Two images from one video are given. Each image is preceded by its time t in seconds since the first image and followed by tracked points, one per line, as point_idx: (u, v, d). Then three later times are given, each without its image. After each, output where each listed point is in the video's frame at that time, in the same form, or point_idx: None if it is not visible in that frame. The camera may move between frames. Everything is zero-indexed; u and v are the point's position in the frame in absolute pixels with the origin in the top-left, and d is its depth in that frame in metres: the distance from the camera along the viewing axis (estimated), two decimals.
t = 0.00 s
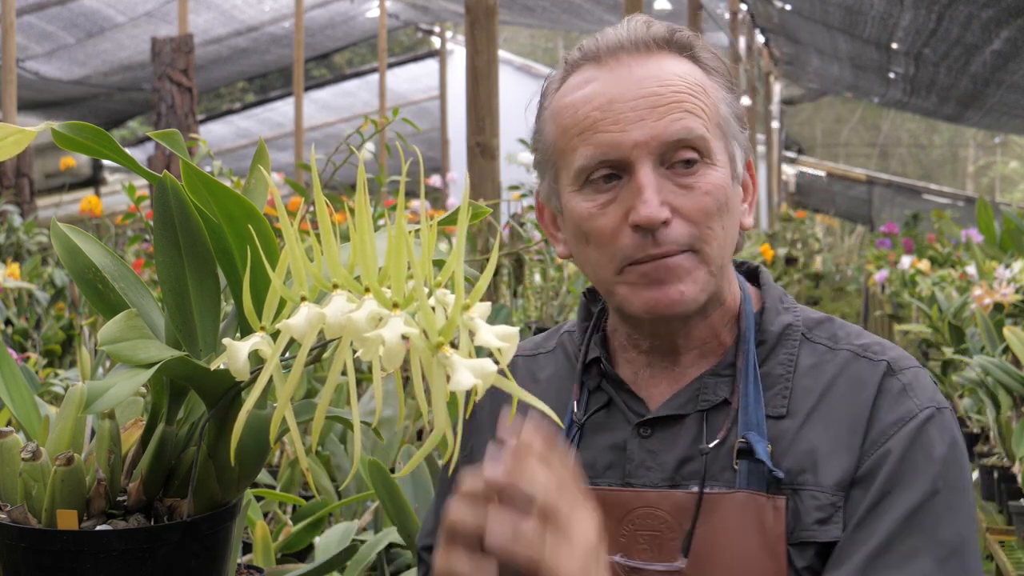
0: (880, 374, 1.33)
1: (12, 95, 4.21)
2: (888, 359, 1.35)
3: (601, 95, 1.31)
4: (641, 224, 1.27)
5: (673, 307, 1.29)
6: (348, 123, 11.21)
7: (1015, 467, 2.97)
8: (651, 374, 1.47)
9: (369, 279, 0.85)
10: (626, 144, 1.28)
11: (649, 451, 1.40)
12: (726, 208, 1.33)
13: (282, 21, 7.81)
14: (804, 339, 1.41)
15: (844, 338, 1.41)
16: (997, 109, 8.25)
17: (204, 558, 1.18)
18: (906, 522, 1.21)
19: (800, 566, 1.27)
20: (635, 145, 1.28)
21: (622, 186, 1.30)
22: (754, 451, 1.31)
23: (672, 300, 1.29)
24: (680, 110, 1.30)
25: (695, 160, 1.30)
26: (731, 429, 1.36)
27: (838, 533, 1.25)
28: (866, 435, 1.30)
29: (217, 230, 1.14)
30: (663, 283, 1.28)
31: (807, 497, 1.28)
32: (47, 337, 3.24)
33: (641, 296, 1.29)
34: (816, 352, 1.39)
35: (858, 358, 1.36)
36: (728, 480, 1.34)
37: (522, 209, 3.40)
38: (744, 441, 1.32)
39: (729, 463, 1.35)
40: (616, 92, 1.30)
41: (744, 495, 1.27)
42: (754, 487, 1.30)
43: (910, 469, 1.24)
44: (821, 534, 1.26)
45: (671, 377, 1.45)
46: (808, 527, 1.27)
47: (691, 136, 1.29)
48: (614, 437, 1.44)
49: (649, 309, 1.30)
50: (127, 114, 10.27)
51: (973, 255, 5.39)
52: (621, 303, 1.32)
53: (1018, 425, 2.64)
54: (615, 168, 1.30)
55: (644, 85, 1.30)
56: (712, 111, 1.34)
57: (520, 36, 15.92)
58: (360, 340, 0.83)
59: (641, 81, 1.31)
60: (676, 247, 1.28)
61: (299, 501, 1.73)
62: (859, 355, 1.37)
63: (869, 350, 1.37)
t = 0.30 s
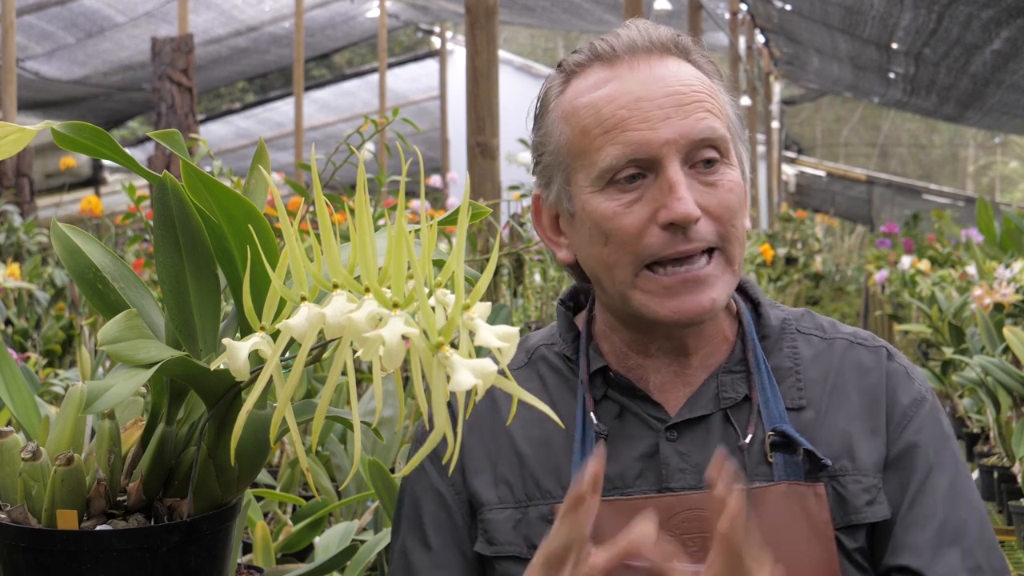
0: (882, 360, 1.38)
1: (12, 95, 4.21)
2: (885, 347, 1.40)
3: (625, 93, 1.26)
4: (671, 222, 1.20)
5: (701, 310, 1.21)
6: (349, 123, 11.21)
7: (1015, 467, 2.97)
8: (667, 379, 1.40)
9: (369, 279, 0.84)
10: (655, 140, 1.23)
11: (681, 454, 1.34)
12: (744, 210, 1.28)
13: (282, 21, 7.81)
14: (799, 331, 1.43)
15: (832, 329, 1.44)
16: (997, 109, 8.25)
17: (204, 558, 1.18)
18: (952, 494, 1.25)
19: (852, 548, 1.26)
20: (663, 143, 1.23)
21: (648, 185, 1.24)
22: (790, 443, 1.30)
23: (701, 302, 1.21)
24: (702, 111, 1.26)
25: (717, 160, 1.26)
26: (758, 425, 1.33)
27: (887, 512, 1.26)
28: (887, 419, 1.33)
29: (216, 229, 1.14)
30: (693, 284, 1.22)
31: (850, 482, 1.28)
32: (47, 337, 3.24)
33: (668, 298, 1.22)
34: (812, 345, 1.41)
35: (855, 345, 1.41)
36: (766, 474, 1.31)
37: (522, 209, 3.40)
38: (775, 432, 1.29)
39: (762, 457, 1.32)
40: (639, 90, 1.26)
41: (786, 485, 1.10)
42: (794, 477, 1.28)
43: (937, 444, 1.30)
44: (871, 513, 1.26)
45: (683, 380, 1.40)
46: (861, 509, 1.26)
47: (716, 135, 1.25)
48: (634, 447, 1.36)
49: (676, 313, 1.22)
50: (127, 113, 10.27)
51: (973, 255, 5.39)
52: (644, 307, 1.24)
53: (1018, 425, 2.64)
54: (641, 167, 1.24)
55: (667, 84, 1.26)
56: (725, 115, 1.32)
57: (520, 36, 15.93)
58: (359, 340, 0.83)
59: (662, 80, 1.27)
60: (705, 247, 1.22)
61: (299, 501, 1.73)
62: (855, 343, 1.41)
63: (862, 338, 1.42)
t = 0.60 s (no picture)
0: (866, 343, 1.35)
1: (12, 95, 4.21)
2: (866, 331, 1.38)
3: (625, 123, 1.20)
4: (672, 254, 1.17)
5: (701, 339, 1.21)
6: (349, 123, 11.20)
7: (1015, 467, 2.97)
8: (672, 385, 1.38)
9: (369, 279, 0.84)
10: (657, 173, 1.18)
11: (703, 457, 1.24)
12: (744, 232, 1.25)
13: (282, 21, 7.81)
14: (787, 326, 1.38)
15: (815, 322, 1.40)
16: (997, 109, 8.25)
17: (204, 558, 1.18)
18: (931, 455, 1.25)
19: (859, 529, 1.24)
20: (665, 174, 1.18)
21: (650, 216, 1.20)
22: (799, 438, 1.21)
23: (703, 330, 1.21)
24: (704, 139, 1.21)
25: (718, 186, 1.22)
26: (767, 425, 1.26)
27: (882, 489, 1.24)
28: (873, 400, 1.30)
29: (216, 230, 1.14)
30: (695, 313, 1.20)
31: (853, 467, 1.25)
32: (47, 337, 3.24)
33: (672, 326, 1.21)
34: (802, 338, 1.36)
35: (839, 334, 1.37)
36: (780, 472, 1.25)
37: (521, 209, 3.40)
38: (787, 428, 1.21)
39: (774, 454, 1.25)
40: (641, 118, 1.20)
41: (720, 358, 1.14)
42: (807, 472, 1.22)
43: (917, 413, 1.28)
44: (870, 490, 1.23)
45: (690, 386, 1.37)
46: (861, 488, 1.24)
47: (718, 163, 1.21)
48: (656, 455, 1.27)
49: (677, 340, 1.22)
50: (126, 113, 10.27)
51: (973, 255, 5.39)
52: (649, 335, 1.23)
53: (1017, 425, 2.64)
54: (642, 198, 1.20)
55: (668, 112, 1.21)
56: (726, 135, 1.27)
57: (520, 35, 15.93)
58: (360, 340, 0.83)
59: (663, 108, 1.21)
60: (707, 276, 1.20)
61: (299, 501, 1.73)
62: (839, 331, 1.37)
63: (843, 325, 1.38)
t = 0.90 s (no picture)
0: (887, 362, 1.36)
1: (12, 95, 4.21)
2: (890, 347, 1.38)
3: (603, 140, 1.23)
4: (648, 273, 1.20)
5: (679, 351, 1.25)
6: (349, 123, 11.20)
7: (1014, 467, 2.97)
8: (672, 395, 1.38)
9: (369, 279, 0.84)
10: (630, 193, 1.20)
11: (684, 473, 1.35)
12: (731, 250, 1.26)
13: (282, 21, 7.81)
14: (806, 338, 1.40)
15: (840, 331, 1.41)
16: (997, 109, 8.26)
17: (204, 558, 1.18)
18: (930, 492, 1.23)
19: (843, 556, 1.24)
20: (640, 193, 1.20)
21: (627, 232, 1.23)
22: (791, 457, 1.28)
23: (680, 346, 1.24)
24: (683, 158, 1.22)
25: (700, 204, 1.23)
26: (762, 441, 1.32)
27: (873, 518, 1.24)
28: (884, 421, 1.31)
29: (216, 230, 1.14)
30: (672, 331, 1.24)
31: (844, 489, 1.26)
32: (47, 337, 3.24)
33: (650, 342, 1.24)
34: (819, 351, 1.39)
35: (860, 349, 1.38)
36: (767, 487, 1.29)
37: (521, 209, 3.41)
38: (777, 447, 1.28)
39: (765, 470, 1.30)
40: (619, 135, 1.22)
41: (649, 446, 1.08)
42: (795, 492, 1.26)
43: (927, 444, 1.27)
44: (858, 519, 1.24)
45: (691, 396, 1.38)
46: (848, 516, 1.25)
47: (697, 182, 1.22)
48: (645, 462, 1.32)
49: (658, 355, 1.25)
50: (126, 113, 10.27)
51: (973, 255, 5.39)
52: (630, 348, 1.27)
53: (1017, 425, 2.64)
54: (619, 216, 1.22)
55: (647, 129, 1.22)
56: (716, 150, 1.27)
57: (520, 35, 15.94)
58: (360, 340, 0.83)
59: (641, 125, 1.23)
60: (684, 294, 1.22)
61: (299, 501, 1.73)
62: (861, 346, 1.38)
63: (868, 340, 1.39)
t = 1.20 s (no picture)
0: (909, 380, 1.36)
1: (12, 95, 4.21)
2: (915, 364, 1.37)
3: (610, 108, 1.32)
4: (637, 238, 1.26)
5: (666, 316, 1.28)
6: (349, 123, 11.20)
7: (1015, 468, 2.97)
8: (681, 379, 1.45)
9: (369, 279, 0.84)
10: (626, 159, 1.29)
11: (684, 457, 1.38)
12: (730, 225, 1.31)
13: (282, 21, 7.81)
14: (832, 345, 1.42)
15: (868, 344, 1.42)
16: (997, 109, 8.25)
17: (204, 558, 1.18)
18: (940, 520, 1.23)
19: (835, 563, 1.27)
20: (634, 160, 1.28)
21: (624, 199, 1.31)
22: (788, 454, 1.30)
23: (666, 312, 1.28)
24: (682, 131, 1.29)
25: (697, 178, 1.30)
26: (764, 435, 1.35)
27: (870, 532, 1.26)
28: (897, 437, 1.31)
29: (216, 230, 1.14)
30: (660, 295, 1.28)
31: (840, 497, 1.28)
32: (47, 337, 3.24)
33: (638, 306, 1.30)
34: (843, 360, 1.40)
35: (885, 362, 1.38)
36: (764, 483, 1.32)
37: (521, 209, 3.42)
38: (778, 445, 1.30)
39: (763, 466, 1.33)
40: (625, 105, 1.32)
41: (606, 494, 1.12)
42: (789, 489, 1.28)
43: (942, 468, 1.27)
44: (853, 530, 1.26)
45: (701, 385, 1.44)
46: (840, 526, 1.27)
47: (693, 156, 1.29)
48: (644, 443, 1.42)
49: (649, 318, 1.29)
50: (126, 113, 10.27)
51: (973, 255, 5.40)
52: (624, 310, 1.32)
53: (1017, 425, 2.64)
54: (618, 181, 1.31)
55: (652, 100, 1.31)
56: (724, 131, 1.33)
57: (520, 35, 15.94)
58: (360, 340, 0.83)
59: (648, 97, 1.31)
60: (673, 261, 1.28)
61: (299, 501, 1.73)
62: (886, 360, 1.39)
63: (895, 355, 1.39)
